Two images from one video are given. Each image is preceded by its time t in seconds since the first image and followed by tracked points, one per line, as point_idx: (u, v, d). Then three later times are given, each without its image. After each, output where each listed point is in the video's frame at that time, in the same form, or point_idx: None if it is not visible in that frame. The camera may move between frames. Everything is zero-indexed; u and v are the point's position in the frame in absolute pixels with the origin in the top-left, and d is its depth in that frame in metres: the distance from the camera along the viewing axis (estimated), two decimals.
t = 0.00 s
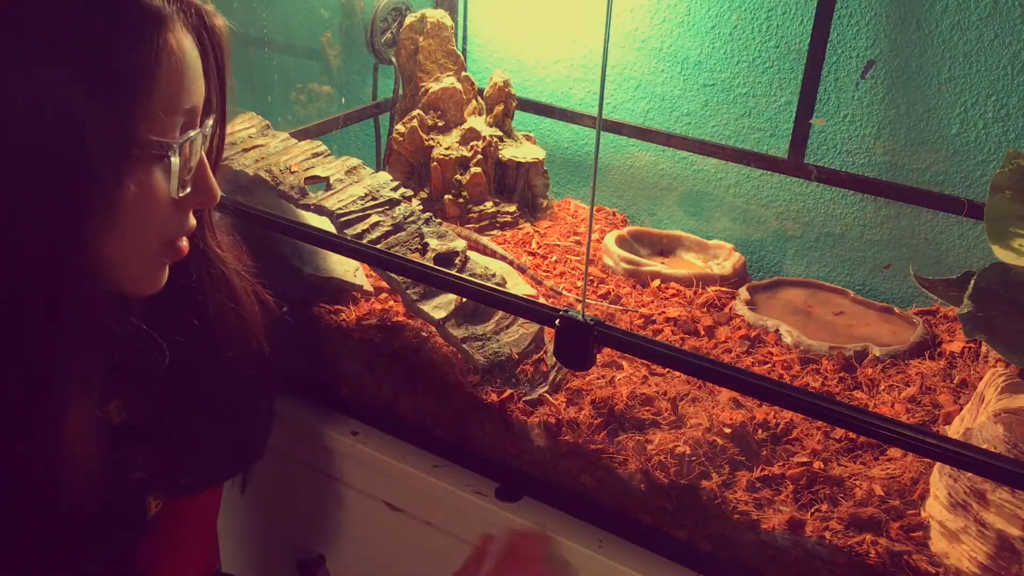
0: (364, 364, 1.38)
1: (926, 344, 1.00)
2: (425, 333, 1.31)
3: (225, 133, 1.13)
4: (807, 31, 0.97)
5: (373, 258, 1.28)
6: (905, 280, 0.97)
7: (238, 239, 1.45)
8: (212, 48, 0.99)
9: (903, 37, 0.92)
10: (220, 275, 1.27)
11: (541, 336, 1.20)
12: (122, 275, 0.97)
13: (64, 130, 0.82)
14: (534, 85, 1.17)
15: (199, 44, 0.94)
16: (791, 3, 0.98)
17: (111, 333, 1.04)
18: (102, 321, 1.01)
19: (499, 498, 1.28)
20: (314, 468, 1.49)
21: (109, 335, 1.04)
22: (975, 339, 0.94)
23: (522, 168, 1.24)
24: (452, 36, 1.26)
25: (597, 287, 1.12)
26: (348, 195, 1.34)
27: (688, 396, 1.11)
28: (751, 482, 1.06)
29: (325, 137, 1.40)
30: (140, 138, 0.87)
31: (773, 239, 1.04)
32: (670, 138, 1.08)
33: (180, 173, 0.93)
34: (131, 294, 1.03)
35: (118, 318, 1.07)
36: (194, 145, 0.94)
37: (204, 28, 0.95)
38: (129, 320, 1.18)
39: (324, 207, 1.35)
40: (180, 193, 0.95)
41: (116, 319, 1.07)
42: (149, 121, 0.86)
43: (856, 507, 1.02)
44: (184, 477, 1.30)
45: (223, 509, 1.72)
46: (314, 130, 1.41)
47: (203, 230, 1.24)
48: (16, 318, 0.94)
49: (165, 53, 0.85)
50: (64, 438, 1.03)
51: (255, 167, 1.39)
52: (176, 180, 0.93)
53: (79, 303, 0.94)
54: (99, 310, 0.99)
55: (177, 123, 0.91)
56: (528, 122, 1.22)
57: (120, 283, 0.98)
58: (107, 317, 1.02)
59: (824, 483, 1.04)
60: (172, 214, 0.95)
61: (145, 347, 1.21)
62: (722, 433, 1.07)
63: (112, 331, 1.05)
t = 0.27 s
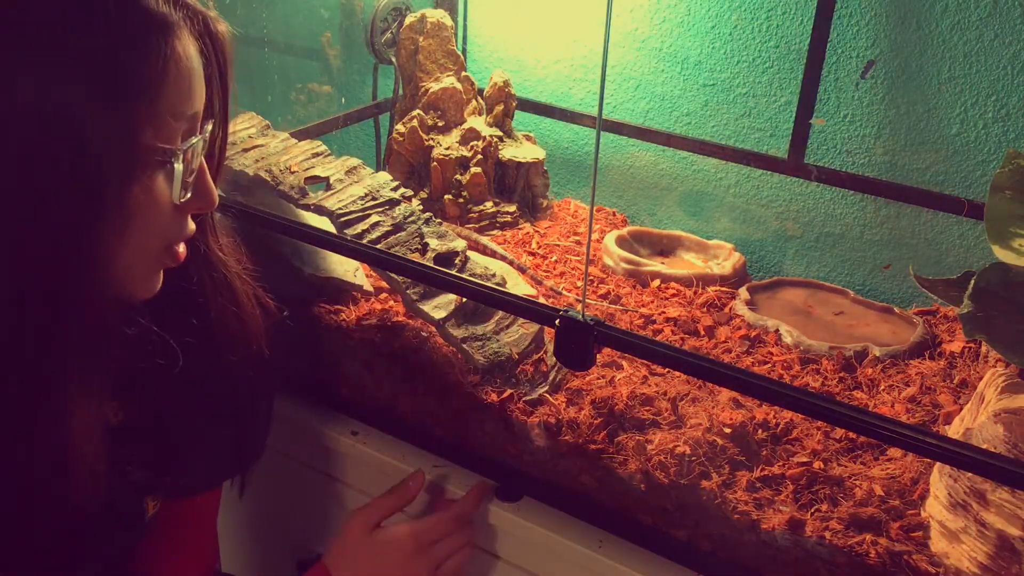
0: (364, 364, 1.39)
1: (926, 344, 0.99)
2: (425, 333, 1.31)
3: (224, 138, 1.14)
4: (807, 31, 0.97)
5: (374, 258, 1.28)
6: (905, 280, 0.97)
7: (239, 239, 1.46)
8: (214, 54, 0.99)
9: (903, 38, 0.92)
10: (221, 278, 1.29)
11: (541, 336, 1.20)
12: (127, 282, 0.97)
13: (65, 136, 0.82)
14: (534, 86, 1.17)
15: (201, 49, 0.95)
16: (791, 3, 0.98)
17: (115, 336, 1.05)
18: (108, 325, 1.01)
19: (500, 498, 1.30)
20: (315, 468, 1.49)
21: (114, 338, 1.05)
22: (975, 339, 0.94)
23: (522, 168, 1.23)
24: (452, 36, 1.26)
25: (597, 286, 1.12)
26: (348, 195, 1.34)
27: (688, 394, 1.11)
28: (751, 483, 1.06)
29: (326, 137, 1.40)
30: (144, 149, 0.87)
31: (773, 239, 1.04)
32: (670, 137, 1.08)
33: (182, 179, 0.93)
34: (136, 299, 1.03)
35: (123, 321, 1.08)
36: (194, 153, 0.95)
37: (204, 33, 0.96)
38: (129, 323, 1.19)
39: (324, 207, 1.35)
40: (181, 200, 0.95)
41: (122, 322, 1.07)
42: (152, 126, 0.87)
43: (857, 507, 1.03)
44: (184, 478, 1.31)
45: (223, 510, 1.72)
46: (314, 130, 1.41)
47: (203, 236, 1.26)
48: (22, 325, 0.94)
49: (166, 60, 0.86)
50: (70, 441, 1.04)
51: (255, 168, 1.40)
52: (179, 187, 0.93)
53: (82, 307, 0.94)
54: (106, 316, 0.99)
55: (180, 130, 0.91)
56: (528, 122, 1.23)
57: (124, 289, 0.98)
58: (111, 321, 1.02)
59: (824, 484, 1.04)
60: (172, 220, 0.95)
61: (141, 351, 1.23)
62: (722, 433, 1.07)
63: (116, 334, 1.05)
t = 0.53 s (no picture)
0: (365, 364, 1.39)
1: (927, 345, 0.97)
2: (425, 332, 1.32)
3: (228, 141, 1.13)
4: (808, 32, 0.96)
5: (378, 258, 1.32)
6: (904, 279, 0.96)
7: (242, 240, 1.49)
8: (220, 55, 0.98)
9: (903, 37, 0.90)
10: (226, 281, 1.35)
11: (542, 336, 1.21)
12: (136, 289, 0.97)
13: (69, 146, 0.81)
14: (534, 87, 1.16)
15: (209, 54, 0.95)
16: (791, 3, 0.97)
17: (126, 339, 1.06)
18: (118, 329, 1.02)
19: (500, 499, 1.31)
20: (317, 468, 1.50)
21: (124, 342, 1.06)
22: (976, 339, 0.94)
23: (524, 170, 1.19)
24: (453, 36, 1.23)
25: (597, 286, 1.13)
26: (348, 195, 1.35)
27: (688, 394, 1.11)
28: (751, 484, 1.07)
29: (326, 137, 1.40)
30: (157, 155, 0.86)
31: (774, 240, 1.04)
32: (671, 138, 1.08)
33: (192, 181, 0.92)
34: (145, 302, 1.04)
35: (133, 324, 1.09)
36: (203, 153, 0.94)
37: (214, 37, 0.95)
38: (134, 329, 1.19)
39: (325, 207, 1.38)
40: (190, 201, 0.94)
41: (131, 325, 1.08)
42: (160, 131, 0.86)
43: (856, 507, 1.03)
44: (191, 483, 1.32)
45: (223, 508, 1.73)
46: (314, 130, 1.41)
47: (208, 238, 1.33)
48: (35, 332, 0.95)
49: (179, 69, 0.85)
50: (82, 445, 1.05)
51: (256, 167, 1.43)
52: (190, 188, 0.92)
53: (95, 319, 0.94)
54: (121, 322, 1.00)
55: (188, 132, 0.90)
56: (529, 122, 1.20)
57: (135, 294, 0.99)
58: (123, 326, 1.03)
59: (825, 485, 1.04)
60: (179, 221, 0.95)
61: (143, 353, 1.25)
62: (722, 433, 1.07)
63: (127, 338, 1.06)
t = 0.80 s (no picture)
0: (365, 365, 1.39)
1: (928, 344, 0.97)
2: (425, 332, 1.32)
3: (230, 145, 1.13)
4: (807, 32, 0.96)
5: (378, 259, 1.32)
6: (904, 279, 0.96)
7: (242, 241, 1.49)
8: (224, 59, 0.99)
9: (903, 38, 0.90)
10: (228, 282, 1.35)
11: (542, 336, 1.21)
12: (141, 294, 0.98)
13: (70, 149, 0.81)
14: (534, 87, 1.16)
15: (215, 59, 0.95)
16: (791, 3, 0.96)
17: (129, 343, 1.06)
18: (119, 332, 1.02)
19: (500, 499, 1.31)
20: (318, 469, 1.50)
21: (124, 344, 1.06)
22: (975, 339, 0.94)
23: (523, 170, 1.19)
24: (452, 35, 1.23)
25: (597, 286, 1.13)
26: (348, 195, 1.35)
27: (688, 395, 1.11)
28: (750, 484, 1.07)
29: (325, 137, 1.40)
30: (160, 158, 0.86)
31: (774, 240, 1.04)
32: (671, 138, 1.08)
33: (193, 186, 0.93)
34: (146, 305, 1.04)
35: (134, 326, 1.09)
36: (204, 158, 0.95)
37: (218, 40, 0.96)
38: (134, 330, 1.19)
39: (324, 207, 1.38)
40: (192, 204, 0.95)
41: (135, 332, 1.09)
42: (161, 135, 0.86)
43: (856, 507, 1.03)
44: (191, 484, 1.32)
45: (224, 508, 1.73)
46: (314, 130, 1.41)
47: (209, 240, 1.32)
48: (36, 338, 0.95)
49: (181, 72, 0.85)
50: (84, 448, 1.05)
51: (255, 168, 1.43)
52: (191, 193, 0.93)
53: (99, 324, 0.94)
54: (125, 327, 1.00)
55: (190, 137, 0.91)
56: (529, 122, 1.19)
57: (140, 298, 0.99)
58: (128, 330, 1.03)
59: (824, 485, 1.04)
60: (180, 224, 0.95)
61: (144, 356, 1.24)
62: (722, 433, 1.07)
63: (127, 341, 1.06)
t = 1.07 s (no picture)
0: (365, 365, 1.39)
1: (928, 345, 0.97)
2: (425, 332, 1.32)
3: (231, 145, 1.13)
4: (807, 32, 0.96)
5: (378, 258, 1.32)
6: (904, 279, 0.96)
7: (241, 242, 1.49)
8: (227, 61, 0.99)
9: (903, 38, 0.90)
10: (228, 283, 1.35)
11: (542, 337, 1.21)
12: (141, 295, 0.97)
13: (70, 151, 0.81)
14: (534, 87, 1.16)
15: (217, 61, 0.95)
16: (791, 3, 0.96)
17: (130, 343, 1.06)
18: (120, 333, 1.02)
19: (500, 499, 1.31)
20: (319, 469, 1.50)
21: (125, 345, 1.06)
22: (975, 339, 0.94)
23: (523, 170, 1.19)
24: (453, 36, 1.23)
25: (597, 286, 1.13)
26: (348, 195, 1.35)
27: (688, 395, 1.11)
28: (750, 484, 1.07)
29: (326, 137, 1.40)
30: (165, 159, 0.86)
31: (774, 240, 1.04)
32: (671, 138, 1.08)
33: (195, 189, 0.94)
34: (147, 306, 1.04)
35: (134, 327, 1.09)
36: (207, 160, 0.95)
37: (220, 41, 0.96)
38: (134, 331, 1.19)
39: (324, 207, 1.38)
40: (193, 206, 0.95)
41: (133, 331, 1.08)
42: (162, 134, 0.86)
43: (856, 507, 1.03)
44: (192, 485, 1.32)
45: (224, 509, 1.73)
46: (313, 129, 1.41)
47: (210, 241, 1.32)
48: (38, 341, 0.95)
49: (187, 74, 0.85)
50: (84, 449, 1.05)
51: (256, 168, 1.43)
52: (194, 195, 0.94)
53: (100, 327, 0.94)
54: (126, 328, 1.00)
55: (193, 138, 0.91)
56: (529, 122, 1.19)
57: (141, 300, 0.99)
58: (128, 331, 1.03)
59: (824, 485, 1.04)
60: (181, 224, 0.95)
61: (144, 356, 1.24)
62: (722, 433, 1.07)
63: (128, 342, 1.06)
